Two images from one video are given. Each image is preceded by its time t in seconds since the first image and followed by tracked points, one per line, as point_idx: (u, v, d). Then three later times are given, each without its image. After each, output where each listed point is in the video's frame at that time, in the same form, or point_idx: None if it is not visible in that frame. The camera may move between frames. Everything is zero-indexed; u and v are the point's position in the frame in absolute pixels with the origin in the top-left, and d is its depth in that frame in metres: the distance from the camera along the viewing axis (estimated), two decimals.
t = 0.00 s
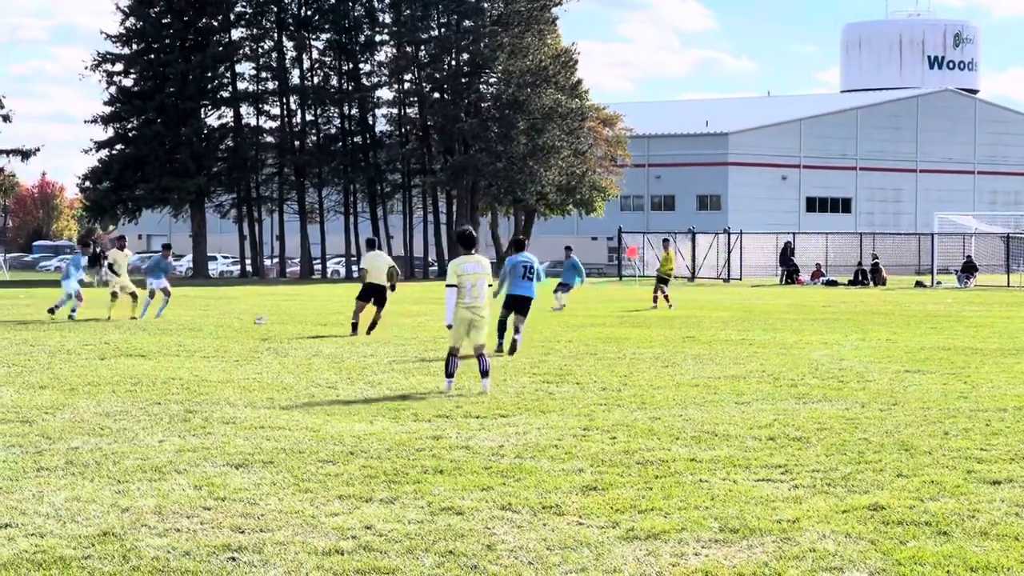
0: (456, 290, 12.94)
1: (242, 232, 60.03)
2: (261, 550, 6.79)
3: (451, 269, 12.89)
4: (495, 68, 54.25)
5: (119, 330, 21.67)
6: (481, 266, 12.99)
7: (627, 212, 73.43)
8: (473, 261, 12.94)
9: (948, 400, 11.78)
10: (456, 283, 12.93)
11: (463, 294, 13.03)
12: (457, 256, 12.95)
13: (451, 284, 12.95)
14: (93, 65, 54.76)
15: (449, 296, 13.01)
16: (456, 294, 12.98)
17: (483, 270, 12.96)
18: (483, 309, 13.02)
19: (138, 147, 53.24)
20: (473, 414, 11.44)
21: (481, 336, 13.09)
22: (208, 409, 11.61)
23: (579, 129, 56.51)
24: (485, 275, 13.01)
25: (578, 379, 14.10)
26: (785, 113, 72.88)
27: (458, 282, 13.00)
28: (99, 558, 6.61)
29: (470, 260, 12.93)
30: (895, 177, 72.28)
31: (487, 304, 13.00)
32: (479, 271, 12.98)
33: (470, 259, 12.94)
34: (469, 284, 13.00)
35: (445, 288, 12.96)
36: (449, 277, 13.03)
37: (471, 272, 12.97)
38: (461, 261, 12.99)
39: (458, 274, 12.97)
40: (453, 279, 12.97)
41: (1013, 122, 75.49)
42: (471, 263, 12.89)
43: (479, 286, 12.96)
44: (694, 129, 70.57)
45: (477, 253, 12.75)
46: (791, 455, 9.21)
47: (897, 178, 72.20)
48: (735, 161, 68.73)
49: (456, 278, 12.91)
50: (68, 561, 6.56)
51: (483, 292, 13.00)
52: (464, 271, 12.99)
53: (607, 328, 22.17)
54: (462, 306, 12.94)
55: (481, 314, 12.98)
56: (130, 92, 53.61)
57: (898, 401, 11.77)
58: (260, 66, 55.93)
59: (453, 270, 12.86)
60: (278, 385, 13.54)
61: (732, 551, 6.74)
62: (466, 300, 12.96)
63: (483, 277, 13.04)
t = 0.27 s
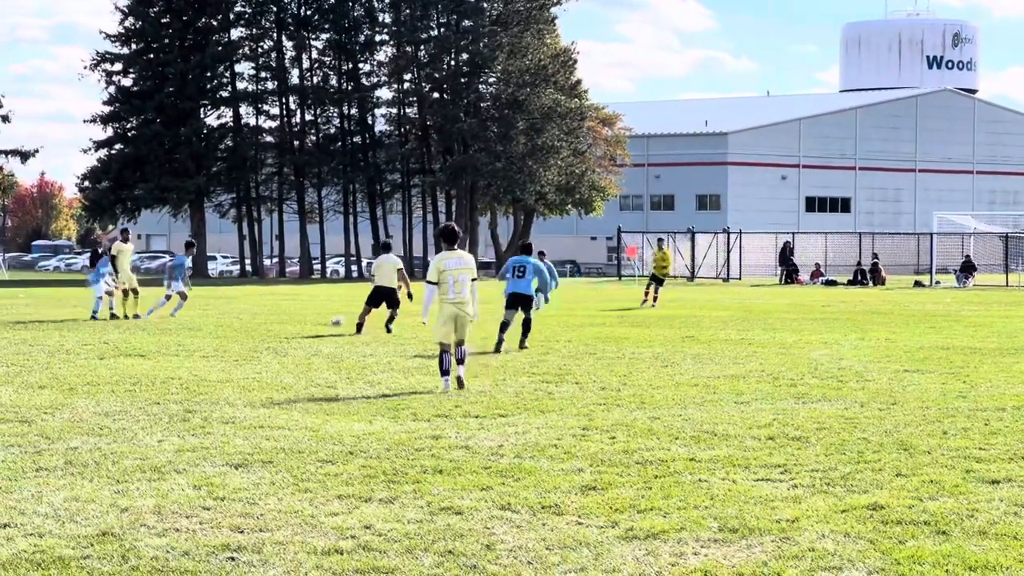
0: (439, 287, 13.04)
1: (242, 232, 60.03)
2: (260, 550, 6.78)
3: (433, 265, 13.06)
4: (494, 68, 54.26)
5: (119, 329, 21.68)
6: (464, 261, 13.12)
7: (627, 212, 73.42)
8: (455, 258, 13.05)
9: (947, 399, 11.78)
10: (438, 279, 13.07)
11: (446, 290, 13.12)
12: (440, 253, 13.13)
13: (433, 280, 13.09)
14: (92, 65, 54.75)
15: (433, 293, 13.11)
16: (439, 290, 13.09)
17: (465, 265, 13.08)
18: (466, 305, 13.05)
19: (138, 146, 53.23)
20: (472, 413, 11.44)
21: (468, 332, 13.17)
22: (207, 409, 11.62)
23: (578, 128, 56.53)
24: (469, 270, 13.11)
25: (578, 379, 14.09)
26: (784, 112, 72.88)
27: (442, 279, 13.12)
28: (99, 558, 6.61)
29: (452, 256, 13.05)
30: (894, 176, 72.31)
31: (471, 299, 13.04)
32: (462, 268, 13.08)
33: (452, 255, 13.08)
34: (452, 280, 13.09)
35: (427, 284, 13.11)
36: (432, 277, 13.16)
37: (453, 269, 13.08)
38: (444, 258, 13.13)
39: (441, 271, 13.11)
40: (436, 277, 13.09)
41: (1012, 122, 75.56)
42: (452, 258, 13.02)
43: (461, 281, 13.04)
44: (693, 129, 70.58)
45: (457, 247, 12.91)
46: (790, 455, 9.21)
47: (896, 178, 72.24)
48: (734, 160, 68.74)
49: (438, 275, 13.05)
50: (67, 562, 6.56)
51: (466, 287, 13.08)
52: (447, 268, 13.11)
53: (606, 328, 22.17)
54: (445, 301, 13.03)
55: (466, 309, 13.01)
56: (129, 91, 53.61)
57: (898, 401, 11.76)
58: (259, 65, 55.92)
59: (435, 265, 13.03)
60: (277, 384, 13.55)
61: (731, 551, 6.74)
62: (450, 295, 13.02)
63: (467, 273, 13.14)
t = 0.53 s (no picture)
0: (428, 287, 13.17)
1: (240, 232, 60.00)
2: (258, 551, 6.79)
3: (422, 266, 13.23)
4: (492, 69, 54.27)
5: (116, 330, 21.68)
6: (453, 268, 13.35)
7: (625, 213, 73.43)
8: (445, 262, 13.22)
9: (944, 400, 11.79)
10: (426, 281, 13.24)
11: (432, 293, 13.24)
12: (430, 256, 13.32)
13: (421, 282, 13.26)
14: (90, 65, 54.75)
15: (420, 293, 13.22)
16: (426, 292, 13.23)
17: (455, 270, 13.29)
18: (453, 309, 13.19)
19: (135, 147, 53.23)
20: (470, 414, 11.44)
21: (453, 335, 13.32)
22: (205, 410, 11.63)
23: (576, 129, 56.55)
24: (457, 276, 13.31)
25: (576, 379, 14.11)
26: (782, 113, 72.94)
27: (430, 283, 13.28)
28: (96, 559, 6.61)
29: (441, 260, 13.22)
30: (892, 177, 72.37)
31: (457, 304, 13.19)
32: (450, 273, 13.24)
33: (441, 260, 13.28)
34: (440, 283, 13.23)
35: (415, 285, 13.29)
36: (421, 280, 13.33)
37: (441, 272, 13.23)
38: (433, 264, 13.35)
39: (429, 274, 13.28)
40: (424, 279, 13.25)
41: (1009, 123, 75.65)
42: (441, 262, 13.19)
43: (449, 286, 13.18)
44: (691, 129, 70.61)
45: (447, 251, 13.13)
46: (787, 455, 9.23)
47: (894, 179, 72.32)
48: (733, 161, 68.76)
49: (427, 276, 13.22)
50: (65, 562, 6.55)
51: (454, 292, 13.20)
52: (434, 272, 13.27)
53: (604, 329, 22.18)
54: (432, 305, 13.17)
55: (453, 313, 13.16)
56: (127, 92, 53.61)
57: (895, 402, 11.76)
58: (257, 66, 55.94)
59: (424, 267, 13.21)
60: (276, 384, 13.58)
61: (729, 551, 6.75)
62: (437, 296, 13.13)
63: (454, 280, 13.31)
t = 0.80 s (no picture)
0: (421, 286, 13.40)
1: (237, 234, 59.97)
2: (256, 552, 6.79)
3: (417, 264, 13.45)
4: (489, 70, 54.28)
5: (114, 332, 21.67)
6: (446, 263, 13.52)
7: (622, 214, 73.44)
8: (438, 259, 13.42)
9: (941, 401, 11.81)
10: (421, 279, 13.46)
11: (426, 290, 13.49)
12: (425, 254, 13.53)
13: (416, 279, 13.49)
14: (87, 67, 54.71)
15: (414, 291, 13.45)
16: (420, 289, 13.46)
17: (447, 267, 13.47)
18: (446, 306, 13.45)
19: (133, 149, 53.21)
20: (468, 416, 11.45)
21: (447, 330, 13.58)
22: (204, 411, 11.63)
23: (574, 131, 56.59)
24: (450, 272, 13.49)
25: (574, 381, 14.11)
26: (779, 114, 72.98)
27: (424, 279, 13.49)
28: (94, 561, 6.61)
29: (435, 257, 13.42)
30: (889, 179, 72.43)
31: (450, 301, 13.44)
32: (444, 269, 13.47)
33: (435, 256, 13.50)
34: (434, 280, 13.47)
35: (410, 283, 13.52)
36: (416, 276, 13.56)
37: (435, 270, 13.46)
38: (427, 260, 13.54)
39: (423, 271, 13.50)
40: (418, 276, 13.47)
41: (1006, 124, 75.77)
42: (435, 260, 13.40)
43: (443, 283, 13.43)
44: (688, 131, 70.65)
45: (440, 248, 13.33)
46: (785, 457, 9.24)
47: (891, 180, 72.39)
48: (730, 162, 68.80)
49: (422, 274, 13.44)
50: (63, 564, 6.55)
51: (447, 289, 13.45)
52: (429, 268, 13.49)
53: (602, 330, 22.19)
54: (426, 302, 13.42)
55: (446, 310, 13.42)
56: (125, 93, 53.57)
57: (893, 404, 11.78)
58: (255, 68, 55.92)
59: (419, 264, 13.43)
60: (273, 385, 13.60)
61: (727, 552, 6.75)
62: (430, 295, 13.39)
63: (447, 275, 13.51)
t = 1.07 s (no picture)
0: (412, 295, 13.38)
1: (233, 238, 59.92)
2: (253, 557, 6.78)
3: (408, 273, 13.39)
4: (485, 74, 54.30)
5: (110, 337, 21.62)
6: (435, 271, 13.52)
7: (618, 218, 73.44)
8: (428, 267, 13.37)
9: (938, 406, 11.81)
10: (411, 287, 13.43)
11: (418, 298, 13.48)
12: (415, 261, 13.45)
13: (407, 288, 13.45)
14: (83, 72, 54.63)
15: (405, 301, 13.43)
16: (411, 298, 13.45)
17: (438, 274, 13.44)
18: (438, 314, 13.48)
19: (129, 153, 53.13)
20: (464, 420, 11.44)
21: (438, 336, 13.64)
22: (200, 416, 11.61)
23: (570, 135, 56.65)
24: (440, 279, 13.52)
25: (570, 385, 14.10)
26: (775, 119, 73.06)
27: (414, 287, 13.47)
28: (90, 566, 6.59)
29: (426, 266, 13.35)
30: (885, 183, 72.50)
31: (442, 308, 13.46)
32: (434, 276, 13.43)
33: (425, 264, 13.43)
34: (425, 288, 13.45)
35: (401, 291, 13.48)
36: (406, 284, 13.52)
37: (425, 278, 13.42)
38: (417, 268, 13.48)
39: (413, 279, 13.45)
40: (408, 286, 13.45)
41: (1002, 128, 75.91)
42: (425, 269, 13.34)
43: (433, 291, 13.43)
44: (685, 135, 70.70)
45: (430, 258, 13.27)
46: (782, 461, 9.24)
47: (887, 184, 72.48)
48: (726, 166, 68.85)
49: (412, 282, 13.40)
50: (59, 568, 6.54)
51: (438, 296, 13.45)
52: (419, 277, 13.45)
53: (599, 334, 22.18)
54: (417, 311, 13.43)
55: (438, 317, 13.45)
56: (121, 98, 53.52)
57: (889, 407, 11.78)
58: (251, 72, 55.83)
59: (409, 273, 13.37)
60: (269, 390, 13.58)
61: (723, 557, 6.75)
62: (423, 304, 13.38)
63: (438, 283, 13.50)
